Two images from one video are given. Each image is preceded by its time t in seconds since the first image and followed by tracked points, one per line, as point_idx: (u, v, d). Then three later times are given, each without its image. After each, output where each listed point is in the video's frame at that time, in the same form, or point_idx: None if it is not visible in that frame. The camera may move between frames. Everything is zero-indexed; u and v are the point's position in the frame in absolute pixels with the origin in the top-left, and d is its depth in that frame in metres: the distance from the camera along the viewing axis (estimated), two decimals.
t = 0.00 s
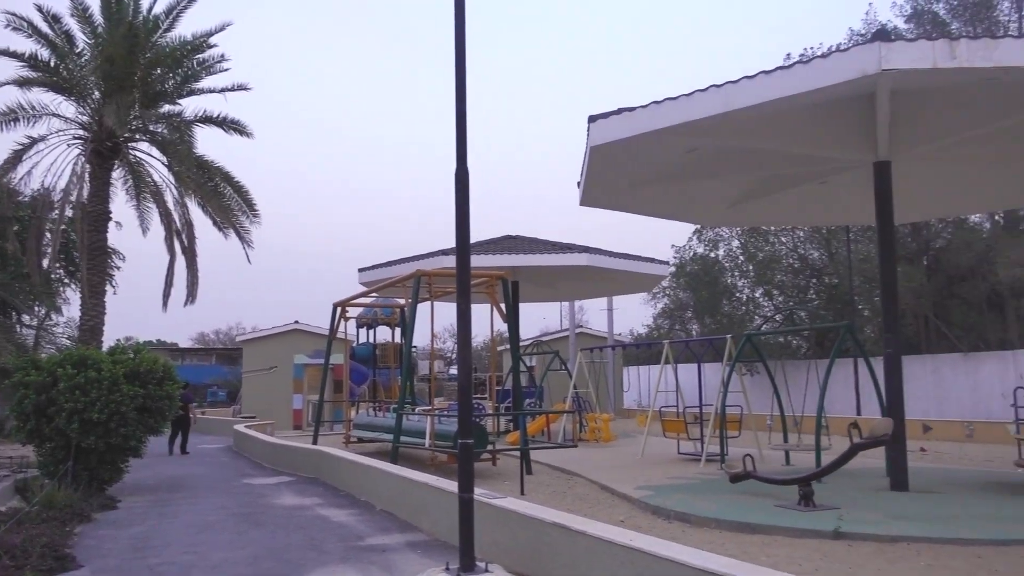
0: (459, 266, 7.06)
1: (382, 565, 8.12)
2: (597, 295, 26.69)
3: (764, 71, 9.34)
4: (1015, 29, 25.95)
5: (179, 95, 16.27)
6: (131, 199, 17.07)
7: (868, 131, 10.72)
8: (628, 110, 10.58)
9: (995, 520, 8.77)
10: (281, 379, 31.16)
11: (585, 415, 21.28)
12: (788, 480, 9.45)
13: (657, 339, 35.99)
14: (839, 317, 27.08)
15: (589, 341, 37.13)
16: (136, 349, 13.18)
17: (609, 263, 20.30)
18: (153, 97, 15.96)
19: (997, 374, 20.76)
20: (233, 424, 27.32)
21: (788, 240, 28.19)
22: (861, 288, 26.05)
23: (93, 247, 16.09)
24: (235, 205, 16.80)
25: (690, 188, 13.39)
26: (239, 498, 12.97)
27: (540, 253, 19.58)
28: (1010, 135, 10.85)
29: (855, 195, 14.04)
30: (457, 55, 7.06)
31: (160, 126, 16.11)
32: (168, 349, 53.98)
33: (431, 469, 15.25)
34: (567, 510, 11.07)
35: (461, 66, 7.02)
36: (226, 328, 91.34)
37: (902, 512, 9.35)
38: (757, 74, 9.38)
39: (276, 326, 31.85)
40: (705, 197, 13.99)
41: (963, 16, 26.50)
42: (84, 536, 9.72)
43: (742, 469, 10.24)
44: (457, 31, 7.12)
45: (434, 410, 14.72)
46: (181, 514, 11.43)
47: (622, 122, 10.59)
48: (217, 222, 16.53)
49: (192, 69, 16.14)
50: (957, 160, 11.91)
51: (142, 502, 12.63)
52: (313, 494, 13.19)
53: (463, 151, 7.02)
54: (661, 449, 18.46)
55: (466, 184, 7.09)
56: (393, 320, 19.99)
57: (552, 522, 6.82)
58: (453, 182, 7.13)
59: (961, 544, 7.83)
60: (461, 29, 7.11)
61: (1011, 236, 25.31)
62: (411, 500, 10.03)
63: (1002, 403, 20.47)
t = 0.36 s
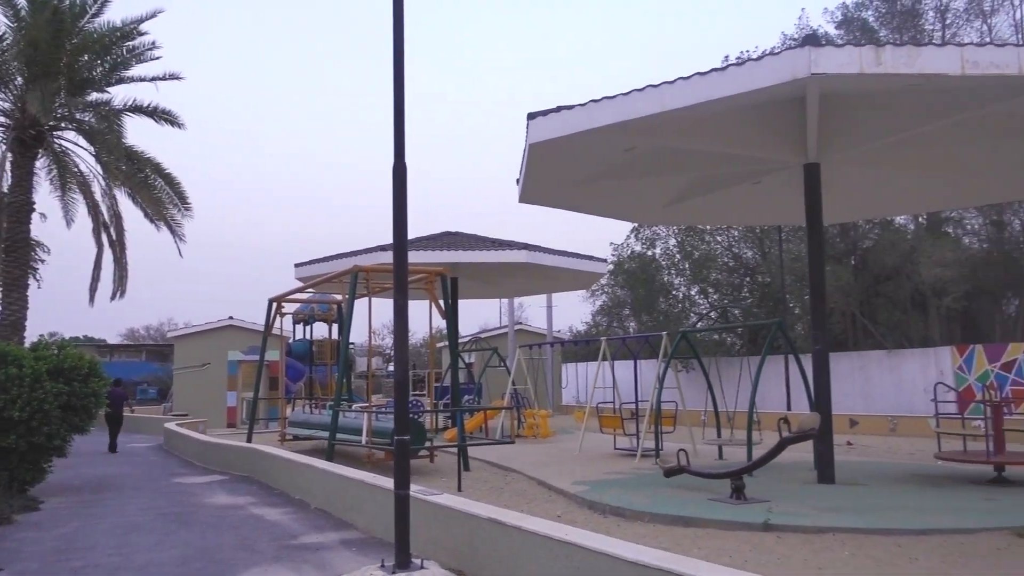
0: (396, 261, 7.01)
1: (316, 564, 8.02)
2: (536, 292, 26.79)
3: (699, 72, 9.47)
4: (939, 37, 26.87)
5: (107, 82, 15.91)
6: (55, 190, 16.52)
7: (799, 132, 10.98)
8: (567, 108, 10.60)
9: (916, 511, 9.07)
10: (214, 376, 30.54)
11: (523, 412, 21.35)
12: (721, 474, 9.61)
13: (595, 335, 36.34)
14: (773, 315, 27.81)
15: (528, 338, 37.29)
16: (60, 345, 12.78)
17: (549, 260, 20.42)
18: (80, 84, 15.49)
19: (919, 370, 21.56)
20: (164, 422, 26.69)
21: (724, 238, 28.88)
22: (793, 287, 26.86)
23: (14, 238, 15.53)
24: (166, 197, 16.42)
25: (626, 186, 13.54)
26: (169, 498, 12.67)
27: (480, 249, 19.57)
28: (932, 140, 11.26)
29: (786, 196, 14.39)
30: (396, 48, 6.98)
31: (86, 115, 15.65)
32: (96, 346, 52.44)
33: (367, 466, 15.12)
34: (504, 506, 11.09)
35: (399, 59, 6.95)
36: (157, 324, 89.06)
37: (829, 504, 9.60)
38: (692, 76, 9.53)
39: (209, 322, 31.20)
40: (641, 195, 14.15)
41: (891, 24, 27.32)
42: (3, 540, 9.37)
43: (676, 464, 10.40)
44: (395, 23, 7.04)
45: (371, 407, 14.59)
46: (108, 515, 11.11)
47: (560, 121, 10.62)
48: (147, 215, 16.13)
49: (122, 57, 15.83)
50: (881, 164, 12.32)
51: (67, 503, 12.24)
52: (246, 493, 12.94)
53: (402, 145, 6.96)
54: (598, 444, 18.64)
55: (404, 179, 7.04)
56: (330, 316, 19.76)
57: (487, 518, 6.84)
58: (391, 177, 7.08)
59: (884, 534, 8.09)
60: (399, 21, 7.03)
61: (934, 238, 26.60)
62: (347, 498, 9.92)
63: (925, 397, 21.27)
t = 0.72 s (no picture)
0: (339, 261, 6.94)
1: (255, 567, 7.90)
2: (482, 293, 26.79)
3: (644, 76, 9.56)
4: (874, 47, 27.71)
5: (39, 73, 15.36)
6: None
7: (740, 136, 11.15)
8: (512, 109, 10.59)
9: (850, 507, 9.31)
10: (152, 377, 29.87)
11: (468, 412, 21.31)
12: (662, 473, 9.73)
13: (540, 336, 36.53)
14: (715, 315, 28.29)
15: (474, 338, 37.31)
16: None
17: (494, 261, 20.42)
18: (10, 75, 14.95)
19: (854, 369, 22.14)
20: (99, 424, 26.01)
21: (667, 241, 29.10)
22: (734, 289, 27.52)
23: None
24: (101, 193, 15.98)
25: (571, 188, 13.61)
26: (103, 502, 12.35)
27: (425, 250, 19.47)
28: (867, 146, 11.54)
29: (727, 199, 14.61)
30: (340, 46, 6.91)
31: (18, 106, 15.25)
32: (26, 346, 50.83)
33: (309, 468, 14.94)
34: (447, 506, 11.06)
35: (343, 57, 6.88)
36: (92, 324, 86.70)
37: (766, 502, 9.80)
38: (636, 79, 9.63)
39: (147, 322, 30.50)
40: (587, 196, 14.24)
41: (829, 33, 28.17)
42: None
43: (619, 463, 10.50)
44: (339, 20, 6.97)
45: (313, 408, 14.42)
46: (38, 520, 10.79)
47: (505, 121, 10.62)
48: (81, 211, 15.68)
49: (55, 46, 15.27)
50: (820, 168, 12.58)
51: None
52: (184, 496, 12.69)
53: (345, 143, 6.89)
54: (542, 445, 18.71)
55: (347, 178, 6.97)
56: (272, 316, 19.48)
57: (429, 519, 6.82)
58: (334, 175, 7.01)
59: (819, 530, 8.29)
60: (343, 18, 6.96)
61: (868, 243, 27.22)
62: (287, 501, 9.79)
63: (859, 397, 21.85)
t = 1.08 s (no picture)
0: (288, 260, 6.86)
1: (201, 570, 7.76)
2: (435, 292, 26.70)
3: (597, 77, 9.62)
4: (821, 54, 28.27)
5: None
6: None
7: (691, 138, 11.28)
8: (465, 108, 10.55)
9: (795, 504, 9.49)
10: (95, 377, 29.18)
11: (420, 412, 21.21)
12: (612, 472, 9.81)
13: (493, 336, 36.60)
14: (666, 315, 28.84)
15: (426, 338, 37.20)
16: None
17: (447, 260, 20.36)
18: None
19: (800, 368, 22.62)
20: (39, 425, 25.30)
21: (619, 241, 29.61)
22: (684, 289, 27.97)
23: None
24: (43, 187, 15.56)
25: (525, 188, 13.64)
26: (43, 505, 12.02)
27: (377, 248, 19.32)
28: (814, 150, 11.78)
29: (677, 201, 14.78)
30: (291, 40, 6.82)
31: None
32: None
33: (258, 469, 14.73)
34: (399, 506, 11.01)
35: (295, 51, 6.80)
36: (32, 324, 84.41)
37: (714, 499, 9.95)
38: (590, 80, 9.68)
39: (90, 320, 29.80)
40: (539, 197, 14.28)
41: (778, 39, 28.66)
42: None
43: (570, 462, 10.56)
44: (291, 14, 6.88)
45: (262, 408, 14.22)
46: None
47: (459, 120, 10.56)
48: (21, 206, 15.26)
49: None
50: (769, 172, 12.79)
51: None
52: (127, 498, 12.43)
53: (296, 139, 6.82)
54: (494, 444, 18.71)
55: (298, 175, 6.90)
56: (221, 314, 19.17)
57: (379, 519, 6.77)
58: (284, 172, 6.92)
59: (765, 526, 8.44)
60: (295, 12, 6.88)
61: (815, 244, 27.74)
62: (235, 502, 9.65)
63: (805, 396, 22.36)
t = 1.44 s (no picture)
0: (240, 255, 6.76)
1: (149, 572, 7.62)
2: (391, 291, 26.57)
3: (553, 76, 9.65)
4: (774, 57, 28.72)
5: None
6: None
7: (647, 137, 11.38)
8: (422, 105, 10.48)
9: (746, 500, 9.65)
10: (40, 375, 28.47)
11: (376, 410, 21.07)
12: (567, 469, 9.86)
13: (449, 334, 36.54)
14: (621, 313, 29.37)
15: (382, 336, 36.99)
16: None
17: (403, 258, 20.25)
18: None
19: (752, 367, 22.96)
20: None
21: (576, 240, 29.91)
22: (639, 288, 28.31)
23: None
24: None
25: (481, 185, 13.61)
26: None
27: (332, 245, 19.13)
28: (767, 152, 11.94)
29: (632, 200, 14.90)
30: (243, 32, 6.72)
31: None
32: None
33: (209, 469, 14.50)
34: (353, 505, 10.94)
35: (246, 44, 6.70)
36: None
37: (667, 495, 10.06)
38: (546, 79, 9.69)
39: (35, 317, 29.04)
40: (496, 195, 14.28)
41: (733, 41, 28.95)
42: None
43: (525, 460, 10.60)
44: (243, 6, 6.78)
45: (213, 407, 14.00)
46: None
47: (415, 117, 10.49)
48: None
49: None
50: (722, 173, 12.97)
51: None
52: (73, 499, 12.16)
53: (248, 134, 6.72)
54: (450, 443, 18.67)
55: (251, 170, 6.81)
56: (171, 312, 18.83)
57: (332, 518, 6.72)
58: (236, 166, 6.82)
59: (716, 522, 8.57)
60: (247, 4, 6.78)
61: (767, 244, 28.13)
62: (185, 503, 9.49)
63: (756, 394, 22.72)
